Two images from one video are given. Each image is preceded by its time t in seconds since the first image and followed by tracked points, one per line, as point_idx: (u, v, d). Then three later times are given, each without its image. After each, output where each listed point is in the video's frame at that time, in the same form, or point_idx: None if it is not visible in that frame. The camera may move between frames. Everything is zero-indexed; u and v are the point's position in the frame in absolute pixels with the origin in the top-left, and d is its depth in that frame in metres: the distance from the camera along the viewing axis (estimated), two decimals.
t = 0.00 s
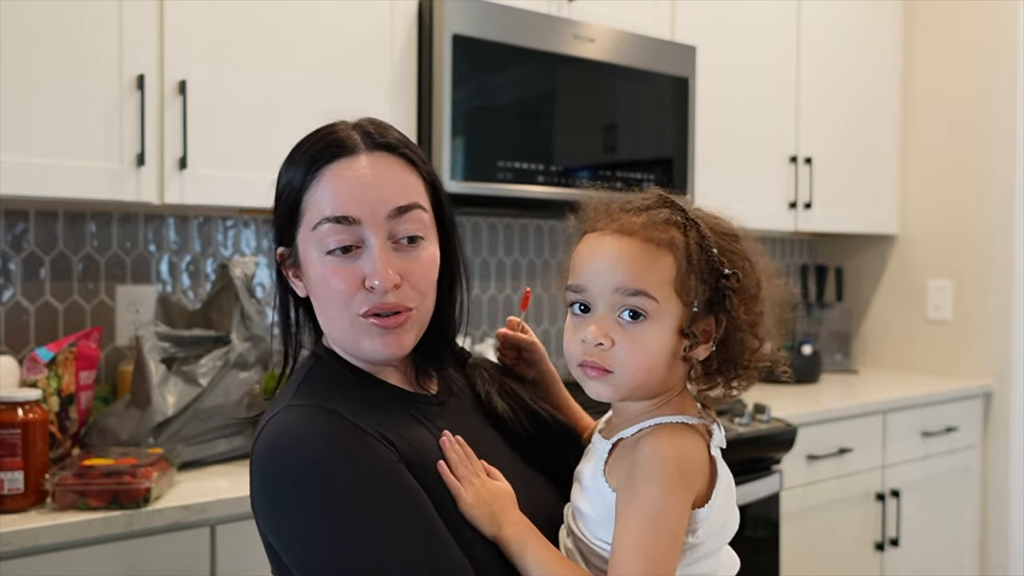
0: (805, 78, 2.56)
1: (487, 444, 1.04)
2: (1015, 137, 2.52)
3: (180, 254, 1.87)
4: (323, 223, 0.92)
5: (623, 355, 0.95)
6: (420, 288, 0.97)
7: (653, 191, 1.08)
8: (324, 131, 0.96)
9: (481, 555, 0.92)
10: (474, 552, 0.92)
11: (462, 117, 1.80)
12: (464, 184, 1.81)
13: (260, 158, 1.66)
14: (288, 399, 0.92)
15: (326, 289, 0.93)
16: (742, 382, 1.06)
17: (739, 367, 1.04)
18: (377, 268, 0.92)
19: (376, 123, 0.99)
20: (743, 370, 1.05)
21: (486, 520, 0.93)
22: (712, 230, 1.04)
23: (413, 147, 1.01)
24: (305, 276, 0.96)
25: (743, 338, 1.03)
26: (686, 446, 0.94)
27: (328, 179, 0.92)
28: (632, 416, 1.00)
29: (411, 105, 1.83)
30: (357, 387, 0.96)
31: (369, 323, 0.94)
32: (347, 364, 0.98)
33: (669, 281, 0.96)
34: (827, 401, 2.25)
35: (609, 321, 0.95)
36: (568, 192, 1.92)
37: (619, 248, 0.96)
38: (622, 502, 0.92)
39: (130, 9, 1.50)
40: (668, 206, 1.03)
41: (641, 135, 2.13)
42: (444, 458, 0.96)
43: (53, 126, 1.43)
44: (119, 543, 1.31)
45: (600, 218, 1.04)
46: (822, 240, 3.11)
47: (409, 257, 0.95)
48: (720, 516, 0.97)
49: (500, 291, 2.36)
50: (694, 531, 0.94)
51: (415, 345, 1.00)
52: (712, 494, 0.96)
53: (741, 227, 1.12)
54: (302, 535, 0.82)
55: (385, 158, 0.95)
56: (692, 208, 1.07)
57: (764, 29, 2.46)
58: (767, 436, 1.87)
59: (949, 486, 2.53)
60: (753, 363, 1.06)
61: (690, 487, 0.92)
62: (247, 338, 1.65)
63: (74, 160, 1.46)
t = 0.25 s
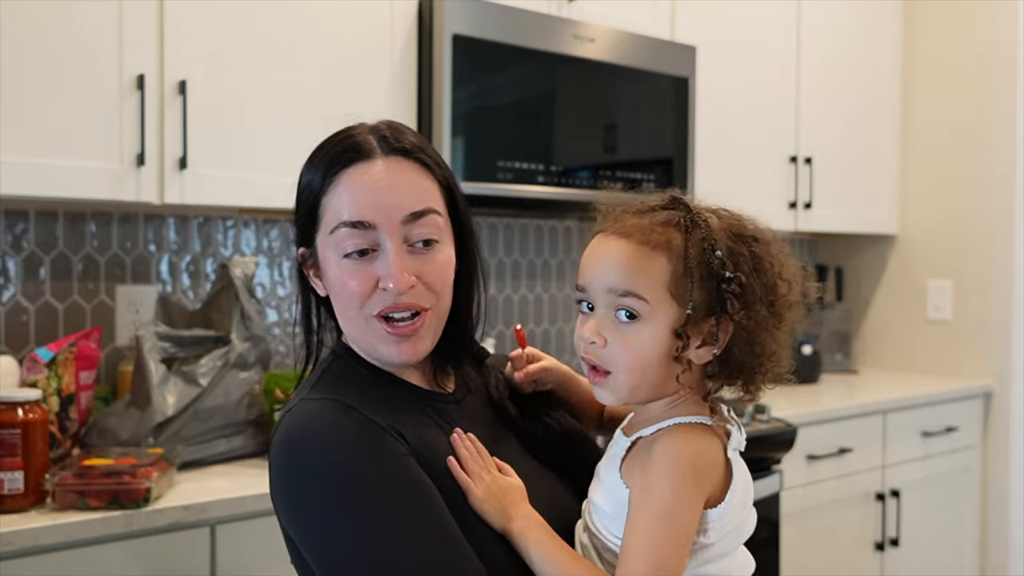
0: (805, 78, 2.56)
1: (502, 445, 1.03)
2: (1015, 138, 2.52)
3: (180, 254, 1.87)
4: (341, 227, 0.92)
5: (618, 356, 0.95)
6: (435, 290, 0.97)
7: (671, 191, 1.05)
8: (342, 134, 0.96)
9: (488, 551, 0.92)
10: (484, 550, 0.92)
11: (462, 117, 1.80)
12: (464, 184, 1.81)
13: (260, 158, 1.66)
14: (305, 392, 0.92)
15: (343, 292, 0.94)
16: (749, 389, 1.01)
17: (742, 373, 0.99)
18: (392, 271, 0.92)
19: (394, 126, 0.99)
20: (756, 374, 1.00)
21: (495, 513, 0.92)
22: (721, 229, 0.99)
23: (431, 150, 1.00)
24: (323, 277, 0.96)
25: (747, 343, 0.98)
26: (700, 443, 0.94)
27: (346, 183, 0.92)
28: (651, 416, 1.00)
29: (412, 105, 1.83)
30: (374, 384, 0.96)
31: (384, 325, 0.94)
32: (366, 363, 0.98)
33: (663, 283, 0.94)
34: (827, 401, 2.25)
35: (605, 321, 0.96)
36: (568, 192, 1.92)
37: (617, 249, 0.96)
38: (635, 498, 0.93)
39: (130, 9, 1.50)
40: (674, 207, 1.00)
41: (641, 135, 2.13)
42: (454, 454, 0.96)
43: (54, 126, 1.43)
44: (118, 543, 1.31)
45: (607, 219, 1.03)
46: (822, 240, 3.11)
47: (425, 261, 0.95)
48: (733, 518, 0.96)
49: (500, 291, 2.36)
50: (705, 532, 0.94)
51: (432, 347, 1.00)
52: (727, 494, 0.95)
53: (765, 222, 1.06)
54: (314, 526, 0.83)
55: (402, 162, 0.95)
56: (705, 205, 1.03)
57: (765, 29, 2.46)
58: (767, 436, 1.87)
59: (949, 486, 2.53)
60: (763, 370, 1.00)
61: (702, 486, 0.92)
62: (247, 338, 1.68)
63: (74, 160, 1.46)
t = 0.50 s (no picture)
0: (804, 78, 2.56)
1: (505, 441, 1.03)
2: (1015, 137, 2.52)
3: (180, 254, 1.87)
4: (344, 221, 0.93)
5: (641, 352, 0.94)
6: (437, 283, 0.97)
7: (685, 193, 1.06)
8: (347, 130, 0.96)
9: (487, 545, 0.92)
10: (483, 544, 0.92)
11: (462, 117, 1.80)
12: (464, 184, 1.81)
13: (260, 158, 1.66)
14: (308, 384, 0.93)
15: (345, 285, 0.94)
16: (773, 385, 1.01)
17: (766, 368, 0.99)
18: (393, 265, 0.92)
19: (400, 121, 0.99)
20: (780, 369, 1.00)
21: (494, 505, 0.92)
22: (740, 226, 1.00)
23: (436, 144, 1.00)
24: (329, 270, 0.97)
25: (769, 338, 0.98)
26: (715, 441, 0.92)
27: (349, 178, 0.93)
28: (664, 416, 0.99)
29: (412, 105, 1.83)
30: (377, 378, 0.96)
31: (386, 318, 0.95)
32: (373, 360, 0.98)
33: (685, 277, 0.94)
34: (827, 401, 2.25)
35: (628, 318, 0.95)
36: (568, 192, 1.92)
37: (638, 245, 0.95)
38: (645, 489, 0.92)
39: (130, 10, 1.50)
40: (692, 205, 1.01)
41: (641, 135, 2.13)
42: (453, 448, 0.95)
43: (54, 126, 1.43)
44: (118, 543, 1.31)
45: (626, 219, 1.04)
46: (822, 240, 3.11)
47: (427, 255, 0.95)
48: (745, 519, 0.94)
49: (500, 291, 2.36)
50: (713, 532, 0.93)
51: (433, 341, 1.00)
52: (741, 494, 0.94)
53: (778, 222, 1.07)
54: (311, 517, 0.83)
55: (404, 157, 0.95)
56: (721, 205, 1.04)
57: (765, 29, 2.46)
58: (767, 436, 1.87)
59: (949, 486, 2.53)
60: (785, 364, 1.00)
61: (713, 482, 0.91)
62: (247, 339, 1.68)
63: (74, 160, 1.46)
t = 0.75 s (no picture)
0: (804, 78, 2.56)
1: (495, 440, 1.03)
2: (1015, 137, 2.52)
3: (180, 254, 1.87)
4: (323, 214, 0.94)
5: (651, 349, 0.94)
6: (419, 274, 0.97)
7: (701, 195, 1.06)
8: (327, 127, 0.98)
9: (474, 539, 0.93)
10: (469, 538, 0.92)
11: (462, 117, 1.80)
12: (464, 184, 1.81)
13: (259, 158, 1.66)
14: (296, 379, 0.93)
15: (329, 279, 0.95)
16: (782, 389, 1.00)
17: (775, 372, 0.99)
18: (372, 256, 0.93)
19: (382, 117, 1.00)
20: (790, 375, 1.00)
21: (484, 500, 0.92)
22: (756, 230, 1.00)
23: (415, 137, 1.01)
24: (315, 266, 0.98)
25: (780, 340, 0.97)
26: (723, 445, 0.92)
27: (326, 172, 0.94)
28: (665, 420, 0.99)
29: (412, 105, 1.83)
30: (366, 372, 0.96)
31: (370, 310, 0.95)
32: (364, 355, 0.98)
33: (696, 275, 0.93)
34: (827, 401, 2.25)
35: (637, 313, 0.94)
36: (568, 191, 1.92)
37: (652, 242, 0.95)
38: (647, 488, 0.91)
39: (130, 10, 1.50)
40: (710, 207, 1.00)
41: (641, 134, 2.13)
42: (442, 442, 0.96)
43: (54, 126, 1.44)
44: (118, 543, 1.31)
45: (643, 216, 1.04)
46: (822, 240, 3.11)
47: (408, 245, 0.96)
48: (747, 526, 0.93)
49: (500, 291, 2.36)
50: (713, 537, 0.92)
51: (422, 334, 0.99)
52: (744, 502, 0.93)
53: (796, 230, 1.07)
54: (298, 514, 0.84)
55: (380, 150, 0.96)
56: (739, 210, 1.03)
57: (765, 29, 2.46)
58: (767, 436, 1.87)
59: (949, 486, 2.53)
60: (795, 368, 1.00)
61: (716, 486, 0.90)
62: (247, 338, 1.68)
63: (74, 160, 1.46)
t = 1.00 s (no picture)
0: (804, 78, 2.56)
1: (479, 440, 1.03)
2: (1015, 137, 2.52)
3: (180, 254, 1.87)
4: (322, 207, 0.94)
5: (652, 350, 0.93)
6: (418, 265, 0.98)
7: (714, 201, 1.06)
8: (319, 123, 0.98)
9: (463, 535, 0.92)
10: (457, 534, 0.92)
11: (462, 117, 1.80)
12: (464, 184, 1.81)
13: (259, 158, 1.66)
14: (291, 372, 0.94)
15: (327, 273, 0.94)
16: (777, 405, 1.00)
17: (774, 388, 0.98)
18: (375, 247, 0.93)
19: (371, 115, 1.01)
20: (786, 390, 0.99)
21: (474, 497, 0.93)
22: (767, 242, 1.00)
23: (405, 134, 1.02)
24: (309, 262, 0.97)
25: (780, 356, 0.97)
26: (721, 454, 0.92)
27: (323, 165, 0.94)
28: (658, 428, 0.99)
29: (411, 105, 1.83)
30: (357, 367, 0.97)
31: (371, 302, 0.95)
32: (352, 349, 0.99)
33: (707, 279, 0.93)
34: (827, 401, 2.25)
35: (641, 314, 0.94)
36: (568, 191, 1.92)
37: (665, 242, 0.95)
38: (643, 492, 0.91)
39: (130, 10, 1.50)
40: (722, 212, 1.00)
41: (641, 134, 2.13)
42: (431, 441, 0.96)
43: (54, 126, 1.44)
44: (118, 543, 1.31)
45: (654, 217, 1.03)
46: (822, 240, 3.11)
47: (407, 236, 0.97)
48: (743, 535, 0.93)
49: (500, 291, 2.35)
50: (709, 545, 0.92)
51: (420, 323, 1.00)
52: (738, 512, 0.93)
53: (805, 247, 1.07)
54: (287, 507, 0.83)
55: (376, 143, 0.97)
56: (752, 220, 1.03)
57: (764, 29, 2.46)
58: (767, 436, 1.87)
59: (949, 486, 2.53)
60: (793, 386, 1.00)
61: (714, 493, 0.90)
62: (247, 338, 1.67)
63: (74, 160, 1.46)
